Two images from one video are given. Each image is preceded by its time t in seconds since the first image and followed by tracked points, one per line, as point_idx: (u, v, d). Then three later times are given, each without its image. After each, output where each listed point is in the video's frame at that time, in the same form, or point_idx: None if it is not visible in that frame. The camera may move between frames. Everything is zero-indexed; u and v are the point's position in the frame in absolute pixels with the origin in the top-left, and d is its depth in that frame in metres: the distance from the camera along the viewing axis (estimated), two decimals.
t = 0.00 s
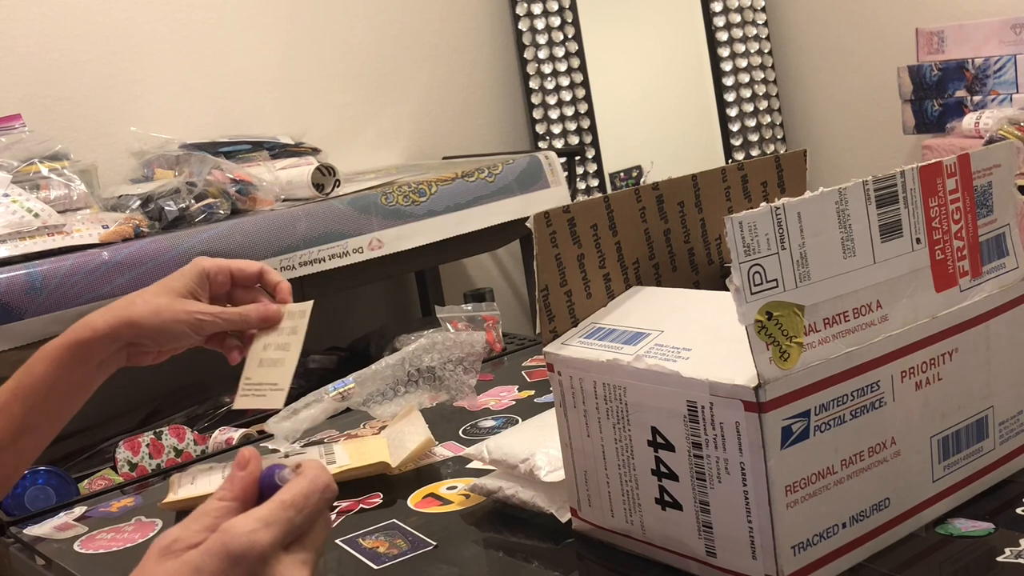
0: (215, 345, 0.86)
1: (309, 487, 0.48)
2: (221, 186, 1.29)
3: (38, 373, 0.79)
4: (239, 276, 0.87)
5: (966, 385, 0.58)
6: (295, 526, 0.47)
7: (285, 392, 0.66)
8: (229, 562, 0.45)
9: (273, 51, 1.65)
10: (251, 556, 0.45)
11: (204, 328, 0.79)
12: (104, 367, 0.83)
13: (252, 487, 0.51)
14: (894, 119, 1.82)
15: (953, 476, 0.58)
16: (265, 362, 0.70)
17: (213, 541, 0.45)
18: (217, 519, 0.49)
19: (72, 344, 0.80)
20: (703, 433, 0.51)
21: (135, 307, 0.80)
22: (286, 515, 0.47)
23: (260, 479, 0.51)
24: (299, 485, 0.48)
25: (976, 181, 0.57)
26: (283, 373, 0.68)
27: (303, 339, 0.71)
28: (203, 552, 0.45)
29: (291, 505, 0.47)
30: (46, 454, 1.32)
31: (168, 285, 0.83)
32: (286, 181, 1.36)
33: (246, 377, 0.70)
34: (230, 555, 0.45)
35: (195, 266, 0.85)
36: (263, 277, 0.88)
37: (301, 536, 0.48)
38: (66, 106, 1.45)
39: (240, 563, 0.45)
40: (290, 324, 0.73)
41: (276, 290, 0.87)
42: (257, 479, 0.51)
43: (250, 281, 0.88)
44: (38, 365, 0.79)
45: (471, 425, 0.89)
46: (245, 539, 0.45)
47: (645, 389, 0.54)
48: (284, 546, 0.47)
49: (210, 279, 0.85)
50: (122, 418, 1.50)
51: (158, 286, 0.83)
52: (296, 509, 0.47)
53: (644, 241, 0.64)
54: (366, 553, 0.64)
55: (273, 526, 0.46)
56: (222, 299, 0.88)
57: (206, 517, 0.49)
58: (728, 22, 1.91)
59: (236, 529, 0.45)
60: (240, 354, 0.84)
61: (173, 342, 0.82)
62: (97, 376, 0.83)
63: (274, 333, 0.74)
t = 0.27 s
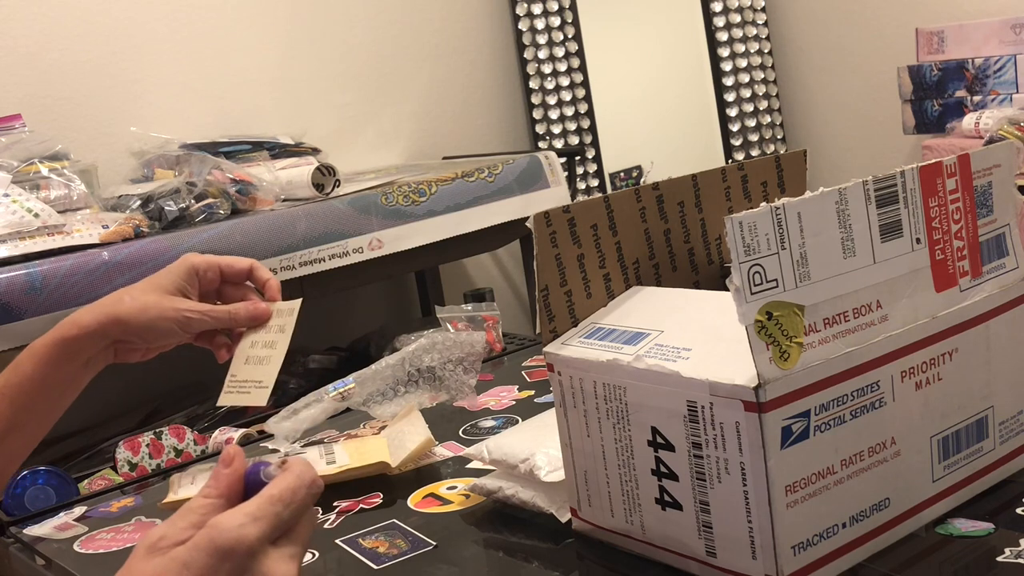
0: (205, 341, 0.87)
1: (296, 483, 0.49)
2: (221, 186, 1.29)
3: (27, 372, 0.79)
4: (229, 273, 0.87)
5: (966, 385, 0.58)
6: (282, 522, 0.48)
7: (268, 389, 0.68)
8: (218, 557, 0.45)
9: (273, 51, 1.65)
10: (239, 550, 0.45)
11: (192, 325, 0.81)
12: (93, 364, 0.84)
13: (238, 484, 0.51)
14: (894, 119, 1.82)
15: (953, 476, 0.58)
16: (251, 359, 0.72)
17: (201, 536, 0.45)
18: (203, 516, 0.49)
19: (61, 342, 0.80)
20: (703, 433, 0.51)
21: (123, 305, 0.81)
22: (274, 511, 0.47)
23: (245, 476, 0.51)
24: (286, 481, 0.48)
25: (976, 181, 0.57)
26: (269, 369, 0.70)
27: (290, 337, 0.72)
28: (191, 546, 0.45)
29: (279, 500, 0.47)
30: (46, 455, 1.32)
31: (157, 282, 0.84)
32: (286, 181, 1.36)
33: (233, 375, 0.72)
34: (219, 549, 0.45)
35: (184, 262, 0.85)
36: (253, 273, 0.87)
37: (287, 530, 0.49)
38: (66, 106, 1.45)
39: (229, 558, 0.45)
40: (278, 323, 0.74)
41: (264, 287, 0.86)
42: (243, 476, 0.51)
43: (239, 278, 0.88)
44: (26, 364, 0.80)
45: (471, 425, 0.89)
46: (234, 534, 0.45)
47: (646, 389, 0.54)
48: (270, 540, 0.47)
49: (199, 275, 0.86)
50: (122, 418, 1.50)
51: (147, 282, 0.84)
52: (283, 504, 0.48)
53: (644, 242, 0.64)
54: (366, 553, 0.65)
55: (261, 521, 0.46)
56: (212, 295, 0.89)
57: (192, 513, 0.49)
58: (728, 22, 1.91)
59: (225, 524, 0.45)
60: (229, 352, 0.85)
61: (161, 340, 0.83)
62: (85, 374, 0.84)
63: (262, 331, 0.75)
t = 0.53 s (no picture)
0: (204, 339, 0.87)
1: (292, 480, 0.49)
2: (221, 186, 1.29)
3: (26, 373, 0.79)
4: (228, 270, 0.88)
5: (966, 385, 0.58)
6: (279, 519, 0.48)
7: (269, 387, 0.68)
8: (215, 553, 0.45)
9: (273, 51, 1.65)
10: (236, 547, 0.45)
11: (191, 324, 0.81)
12: (93, 362, 0.84)
13: (235, 481, 0.51)
14: (894, 119, 1.82)
15: (953, 476, 0.58)
16: (251, 357, 0.73)
17: (199, 533, 0.46)
18: (199, 514, 0.49)
19: (61, 341, 0.80)
20: (703, 433, 0.51)
21: (121, 304, 0.81)
22: (271, 508, 0.47)
23: (242, 475, 0.51)
24: (282, 479, 0.48)
25: (976, 181, 0.57)
26: (269, 367, 0.70)
27: (290, 334, 0.73)
28: (189, 544, 0.45)
29: (276, 497, 0.47)
30: (46, 454, 1.32)
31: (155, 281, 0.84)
32: (286, 181, 1.36)
33: (234, 372, 0.72)
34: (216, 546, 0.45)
35: (183, 260, 0.85)
36: (252, 271, 0.88)
37: (285, 527, 0.49)
38: (66, 106, 1.45)
39: (227, 554, 0.45)
40: (278, 320, 0.75)
41: (264, 285, 0.88)
42: (239, 474, 0.51)
43: (239, 276, 0.89)
44: (26, 364, 0.79)
45: (471, 425, 0.89)
46: (231, 531, 0.45)
47: (646, 389, 0.54)
48: (268, 537, 0.47)
49: (198, 273, 0.86)
50: (122, 418, 1.50)
51: (145, 281, 0.84)
52: (279, 501, 0.48)
53: (644, 242, 0.64)
54: (366, 553, 0.64)
55: (259, 518, 0.46)
56: (211, 293, 0.89)
57: (188, 511, 0.49)
58: (728, 22, 1.91)
59: (223, 521, 0.45)
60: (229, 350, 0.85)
61: (160, 338, 0.83)
62: (84, 373, 0.84)
63: (263, 329, 0.75)
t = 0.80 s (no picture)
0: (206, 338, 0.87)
1: (293, 480, 0.49)
2: (221, 186, 1.29)
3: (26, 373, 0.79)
4: (229, 269, 0.87)
5: (966, 385, 0.58)
6: (280, 520, 0.48)
7: (272, 386, 0.68)
8: (216, 555, 0.45)
9: (273, 51, 1.65)
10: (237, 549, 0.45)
11: (191, 323, 0.80)
12: (93, 363, 0.84)
13: (236, 483, 0.51)
14: (894, 119, 1.82)
15: (953, 476, 0.58)
16: (253, 356, 0.73)
17: (200, 534, 0.46)
18: (201, 516, 0.49)
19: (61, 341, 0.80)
20: (703, 433, 0.51)
21: (122, 303, 0.81)
22: (272, 510, 0.47)
23: (243, 476, 0.51)
24: (283, 480, 0.48)
25: (976, 181, 0.57)
26: (271, 366, 0.70)
27: (291, 333, 0.72)
28: (190, 545, 0.45)
29: (277, 499, 0.47)
30: (45, 454, 1.32)
31: (156, 280, 0.84)
32: (286, 181, 1.36)
33: (236, 372, 0.72)
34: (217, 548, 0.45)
35: (184, 259, 0.85)
36: (254, 269, 0.88)
37: (286, 529, 0.48)
38: (66, 106, 1.45)
39: (228, 556, 0.45)
40: (279, 319, 0.75)
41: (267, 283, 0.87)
42: (240, 475, 0.51)
43: (240, 274, 0.88)
44: (26, 364, 0.79)
45: (471, 425, 0.89)
46: (232, 533, 0.45)
47: (645, 389, 0.54)
48: (269, 539, 0.47)
49: (199, 272, 0.86)
50: (122, 418, 1.50)
51: (146, 280, 0.84)
52: (280, 503, 0.47)
53: (644, 242, 0.64)
54: (366, 553, 0.64)
55: (260, 520, 0.46)
56: (213, 292, 0.89)
57: (189, 513, 0.49)
58: (728, 22, 1.91)
59: (224, 522, 0.45)
60: (230, 349, 0.84)
61: (161, 338, 0.83)
62: (85, 373, 0.84)
63: (264, 328, 0.75)
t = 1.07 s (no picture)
0: (206, 337, 0.87)
1: (293, 484, 0.49)
2: (220, 186, 1.29)
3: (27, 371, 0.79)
4: (230, 267, 0.87)
5: (966, 385, 0.58)
6: (279, 526, 0.48)
7: (272, 386, 0.68)
8: (216, 560, 0.45)
9: (273, 51, 1.65)
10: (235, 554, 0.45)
11: (192, 322, 0.80)
12: (92, 363, 0.83)
13: (236, 487, 0.51)
14: (894, 119, 1.82)
15: (953, 476, 0.58)
16: (253, 355, 0.72)
17: (199, 539, 0.46)
18: (200, 520, 0.49)
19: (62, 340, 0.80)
20: (703, 433, 0.51)
21: (122, 301, 0.81)
22: (271, 514, 0.47)
23: (243, 480, 0.51)
24: (283, 484, 0.48)
25: (976, 181, 0.57)
26: (272, 365, 0.70)
27: (291, 333, 0.72)
28: (190, 549, 0.45)
29: (276, 504, 0.47)
30: (45, 454, 1.32)
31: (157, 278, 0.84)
32: (286, 181, 1.36)
33: (236, 371, 0.72)
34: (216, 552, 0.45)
35: (185, 257, 0.85)
36: (255, 268, 0.88)
37: (285, 534, 0.48)
38: (66, 106, 1.45)
39: (227, 560, 0.45)
40: (280, 318, 0.75)
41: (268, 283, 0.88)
42: (240, 480, 0.51)
43: (241, 273, 0.88)
44: (27, 363, 0.79)
45: (471, 425, 0.89)
46: (232, 537, 0.45)
47: (645, 389, 0.54)
48: (269, 544, 0.47)
49: (200, 270, 0.86)
50: (122, 418, 1.50)
51: (147, 278, 0.84)
52: (280, 508, 0.48)
53: (644, 241, 0.64)
54: (366, 553, 0.64)
55: (259, 524, 0.46)
56: (214, 290, 0.89)
57: (188, 517, 0.49)
58: (728, 22, 1.91)
59: (222, 527, 0.45)
60: (231, 348, 0.84)
61: (161, 336, 0.83)
62: (86, 372, 0.84)
63: (265, 327, 0.75)
